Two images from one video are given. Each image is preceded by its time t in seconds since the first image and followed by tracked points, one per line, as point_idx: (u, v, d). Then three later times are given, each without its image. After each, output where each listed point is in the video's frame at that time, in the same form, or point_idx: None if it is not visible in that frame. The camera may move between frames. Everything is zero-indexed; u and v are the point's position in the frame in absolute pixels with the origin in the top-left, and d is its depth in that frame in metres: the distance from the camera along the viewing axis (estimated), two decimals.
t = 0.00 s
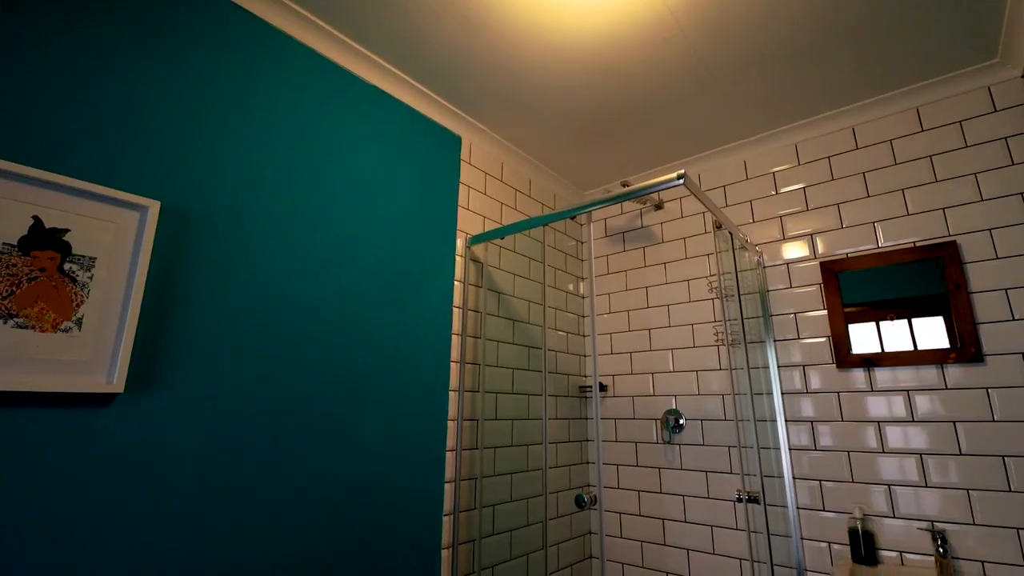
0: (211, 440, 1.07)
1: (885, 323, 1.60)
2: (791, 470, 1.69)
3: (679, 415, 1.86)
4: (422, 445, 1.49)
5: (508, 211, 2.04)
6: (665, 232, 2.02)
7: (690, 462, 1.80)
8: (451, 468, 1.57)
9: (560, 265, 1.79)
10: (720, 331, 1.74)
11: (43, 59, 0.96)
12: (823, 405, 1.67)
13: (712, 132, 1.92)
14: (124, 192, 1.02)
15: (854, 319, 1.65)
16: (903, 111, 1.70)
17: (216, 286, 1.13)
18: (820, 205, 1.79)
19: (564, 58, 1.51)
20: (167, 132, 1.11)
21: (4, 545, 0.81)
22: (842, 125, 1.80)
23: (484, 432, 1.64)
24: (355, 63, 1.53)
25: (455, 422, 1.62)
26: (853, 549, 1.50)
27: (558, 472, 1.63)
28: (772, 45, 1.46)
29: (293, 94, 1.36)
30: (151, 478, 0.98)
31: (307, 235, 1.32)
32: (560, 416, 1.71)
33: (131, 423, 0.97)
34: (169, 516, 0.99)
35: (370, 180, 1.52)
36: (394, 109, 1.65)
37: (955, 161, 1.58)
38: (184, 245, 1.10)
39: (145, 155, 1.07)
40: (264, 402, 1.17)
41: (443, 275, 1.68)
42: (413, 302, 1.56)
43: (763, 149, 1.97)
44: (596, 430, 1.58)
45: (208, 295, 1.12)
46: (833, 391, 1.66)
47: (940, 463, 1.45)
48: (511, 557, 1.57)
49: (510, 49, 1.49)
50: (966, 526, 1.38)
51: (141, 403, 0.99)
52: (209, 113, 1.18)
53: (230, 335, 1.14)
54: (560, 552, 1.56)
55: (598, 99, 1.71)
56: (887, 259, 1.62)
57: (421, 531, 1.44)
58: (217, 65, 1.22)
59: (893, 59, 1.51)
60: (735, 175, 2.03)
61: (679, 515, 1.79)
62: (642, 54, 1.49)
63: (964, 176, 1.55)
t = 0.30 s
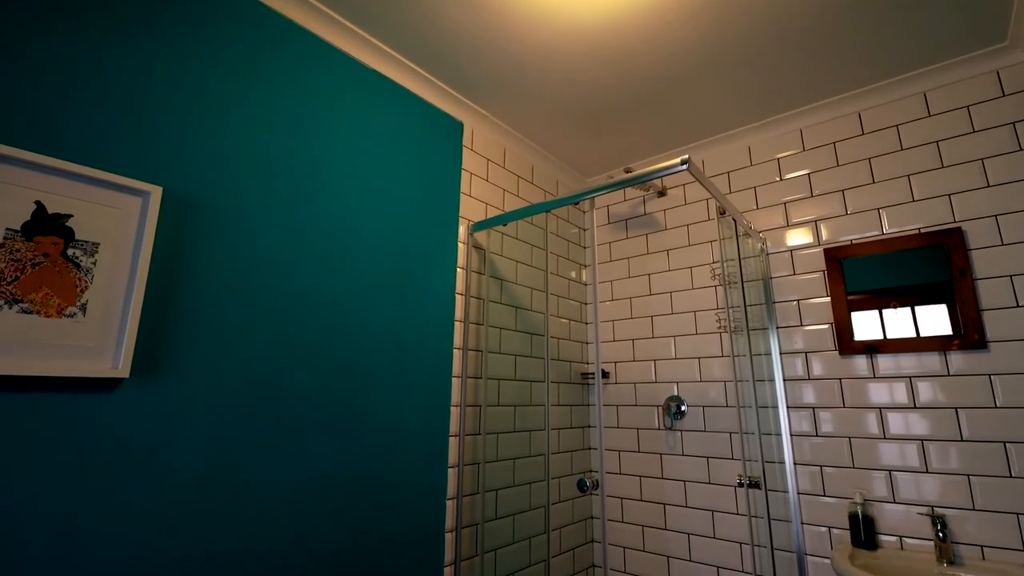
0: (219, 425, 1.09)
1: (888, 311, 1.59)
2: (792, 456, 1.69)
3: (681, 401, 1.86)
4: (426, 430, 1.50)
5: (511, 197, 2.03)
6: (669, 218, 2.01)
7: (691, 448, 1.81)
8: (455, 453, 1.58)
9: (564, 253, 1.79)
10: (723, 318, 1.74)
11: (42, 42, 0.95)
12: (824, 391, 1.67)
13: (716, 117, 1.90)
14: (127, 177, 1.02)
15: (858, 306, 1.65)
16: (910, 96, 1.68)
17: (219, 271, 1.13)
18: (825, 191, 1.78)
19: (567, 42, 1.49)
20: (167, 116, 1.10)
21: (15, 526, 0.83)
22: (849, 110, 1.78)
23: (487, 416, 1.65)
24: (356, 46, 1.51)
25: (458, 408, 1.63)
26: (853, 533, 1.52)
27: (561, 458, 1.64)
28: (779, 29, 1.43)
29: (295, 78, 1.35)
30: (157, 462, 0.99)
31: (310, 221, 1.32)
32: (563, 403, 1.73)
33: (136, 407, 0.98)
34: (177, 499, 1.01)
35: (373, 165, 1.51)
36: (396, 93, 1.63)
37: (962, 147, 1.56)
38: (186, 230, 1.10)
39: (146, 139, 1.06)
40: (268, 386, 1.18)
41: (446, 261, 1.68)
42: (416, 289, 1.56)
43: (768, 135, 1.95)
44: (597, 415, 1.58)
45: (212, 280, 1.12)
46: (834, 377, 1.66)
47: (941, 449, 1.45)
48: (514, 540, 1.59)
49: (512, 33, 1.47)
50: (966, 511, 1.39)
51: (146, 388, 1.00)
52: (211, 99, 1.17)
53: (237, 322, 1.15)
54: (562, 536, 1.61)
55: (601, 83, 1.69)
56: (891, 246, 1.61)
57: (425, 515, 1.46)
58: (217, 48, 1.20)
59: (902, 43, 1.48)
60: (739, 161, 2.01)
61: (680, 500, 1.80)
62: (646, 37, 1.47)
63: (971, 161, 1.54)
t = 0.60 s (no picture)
0: (224, 409, 1.10)
1: (890, 300, 1.59)
2: (793, 442, 1.70)
3: (683, 388, 1.87)
4: (428, 417, 1.51)
5: (513, 184, 2.02)
6: (672, 205, 2.00)
7: (692, 434, 1.82)
8: (458, 439, 1.60)
9: (566, 240, 1.75)
10: (725, 306, 1.74)
11: (39, 25, 0.94)
12: (826, 378, 1.67)
13: (721, 102, 1.87)
14: (127, 163, 1.01)
15: (861, 294, 1.65)
16: (917, 80, 1.65)
17: (222, 256, 1.13)
18: (829, 178, 1.77)
19: (570, 26, 1.47)
20: (167, 100, 1.09)
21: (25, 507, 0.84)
22: (855, 96, 1.76)
23: (489, 403, 1.68)
24: (356, 30, 1.49)
25: (461, 394, 1.64)
26: (852, 518, 1.53)
27: (562, 444, 1.65)
28: (785, 12, 1.41)
29: (295, 62, 1.34)
30: (163, 446, 1.00)
31: (313, 207, 1.32)
32: (565, 390, 1.70)
33: (141, 391, 0.99)
34: (183, 482, 1.02)
35: (374, 151, 1.50)
36: (397, 78, 1.61)
37: (969, 133, 1.54)
38: (188, 215, 1.09)
39: (146, 124, 1.05)
40: (271, 371, 1.18)
41: (448, 248, 1.68)
42: (419, 275, 1.56)
43: (772, 120, 1.93)
44: (599, 401, 1.61)
45: (214, 265, 1.12)
46: (836, 364, 1.66)
47: (942, 436, 1.45)
48: (516, 525, 1.60)
49: (514, 17, 1.45)
50: (965, 497, 1.40)
51: (151, 373, 1.00)
52: (211, 82, 1.16)
53: (241, 307, 1.15)
54: (564, 520, 1.63)
55: (604, 68, 1.67)
56: (896, 232, 1.60)
57: (428, 500, 1.47)
58: (217, 30, 1.19)
59: (910, 27, 1.46)
60: (743, 148, 1.99)
61: (681, 486, 1.82)
62: (650, 21, 1.45)
63: (978, 147, 1.52)
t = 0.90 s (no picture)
0: (231, 396, 1.11)
1: (894, 290, 1.58)
2: (794, 430, 1.71)
3: (684, 376, 1.88)
4: (431, 405, 1.52)
5: (515, 172, 2.02)
6: (674, 194, 1.99)
7: (693, 423, 1.83)
8: (461, 426, 1.61)
9: (569, 230, 1.76)
10: (728, 295, 1.74)
11: (38, 10, 0.93)
12: (827, 367, 1.67)
13: (725, 89, 1.86)
14: (129, 151, 1.01)
15: (863, 282, 1.64)
16: (923, 67, 1.64)
17: (225, 243, 1.14)
18: (833, 166, 1.75)
19: (572, 12, 1.45)
20: (168, 87, 1.08)
21: (33, 492, 0.85)
22: (860, 83, 1.74)
23: (491, 391, 1.68)
24: (356, 15, 1.48)
25: (463, 382, 1.65)
26: (852, 506, 1.54)
27: (564, 432, 1.66)
28: None
29: (296, 48, 1.33)
30: (168, 433, 1.01)
31: (315, 195, 1.32)
32: (567, 378, 1.72)
33: (145, 379, 0.99)
34: (188, 468, 1.03)
35: (376, 138, 1.49)
36: (399, 65, 1.60)
37: (976, 120, 1.52)
38: (190, 202, 1.09)
39: (148, 111, 1.05)
40: (275, 357, 1.19)
41: (450, 237, 1.68)
42: (421, 264, 1.56)
43: (777, 108, 1.91)
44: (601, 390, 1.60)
45: (218, 252, 1.12)
46: (837, 353, 1.66)
47: (942, 424, 1.46)
48: (517, 511, 1.62)
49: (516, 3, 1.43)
50: (964, 485, 1.41)
51: (155, 361, 1.01)
52: (212, 68, 1.16)
53: (247, 296, 1.16)
54: (565, 507, 1.66)
55: (607, 55, 1.65)
56: (899, 221, 1.59)
57: (431, 487, 1.48)
58: (217, 15, 1.18)
59: (918, 12, 1.44)
60: (747, 135, 1.98)
61: (682, 474, 1.83)
62: (654, 7, 1.43)
63: (984, 135, 1.51)
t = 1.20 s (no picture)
0: (234, 381, 1.11)
1: (895, 279, 1.58)
2: (793, 417, 1.72)
3: (684, 364, 1.88)
4: (432, 392, 1.53)
5: (515, 159, 2.00)
6: (676, 182, 1.98)
7: (693, 410, 1.84)
8: (461, 413, 1.61)
9: (569, 218, 1.77)
10: (729, 283, 1.73)
11: None
12: (827, 355, 1.68)
13: (728, 75, 1.84)
14: (126, 136, 1.00)
15: (863, 271, 1.64)
16: (929, 53, 1.61)
17: (225, 229, 1.13)
18: (837, 153, 1.74)
19: None
20: (166, 71, 1.07)
21: (36, 477, 0.86)
22: (864, 68, 1.72)
23: (492, 378, 1.68)
24: None
25: (464, 369, 1.64)
26: (851, 492, 1.55)
27: (565, 419, 1.69)
28: None
29: (294, 31, 1.31)
30: (170, 419, 1.02)
31: (316, 180, 1.31)
32: (568, 366, 1.74)
33: (146, 365, 1.00)
34: (189, 453, 1.03)
35: (376, 123, 1.48)
36: (399, 50, 1.58)
37: (982, 106, 1.51)
38: (189, 188, 1.09)
39: (145, 95, 1.04)
40: (276, 343, 1.19)
41: (451, 224, 1.67)
42: (423, 251, 1.56)
43: (780, 95, 1.89)
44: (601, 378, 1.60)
45: (218, 238, 1.12)
46: (837, 341, 1.66)
47: (942, 412, 1.46)
48: (517, 497, 1.63)
49: None
50: (963, 471, 1.41)
51: (156, 347, 1.01)
52: (210, 51, 1.14)
53: (250, 281, 1.16)
54: (565, 493, 1.68)
55: (609, 40, 1.63)
56: (902, 208, 1.59)
57: (431, 474, 1.49)
58: None
59: None
60: (750, 122, 1.96)
61: (681, 461, 1.84)
62: None
63: (989, 121, 1.49)
